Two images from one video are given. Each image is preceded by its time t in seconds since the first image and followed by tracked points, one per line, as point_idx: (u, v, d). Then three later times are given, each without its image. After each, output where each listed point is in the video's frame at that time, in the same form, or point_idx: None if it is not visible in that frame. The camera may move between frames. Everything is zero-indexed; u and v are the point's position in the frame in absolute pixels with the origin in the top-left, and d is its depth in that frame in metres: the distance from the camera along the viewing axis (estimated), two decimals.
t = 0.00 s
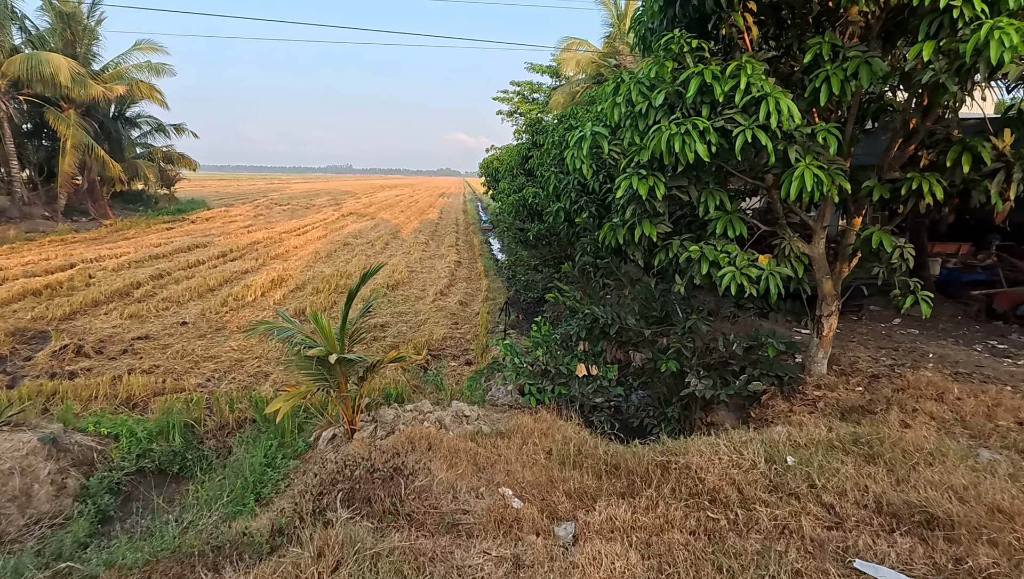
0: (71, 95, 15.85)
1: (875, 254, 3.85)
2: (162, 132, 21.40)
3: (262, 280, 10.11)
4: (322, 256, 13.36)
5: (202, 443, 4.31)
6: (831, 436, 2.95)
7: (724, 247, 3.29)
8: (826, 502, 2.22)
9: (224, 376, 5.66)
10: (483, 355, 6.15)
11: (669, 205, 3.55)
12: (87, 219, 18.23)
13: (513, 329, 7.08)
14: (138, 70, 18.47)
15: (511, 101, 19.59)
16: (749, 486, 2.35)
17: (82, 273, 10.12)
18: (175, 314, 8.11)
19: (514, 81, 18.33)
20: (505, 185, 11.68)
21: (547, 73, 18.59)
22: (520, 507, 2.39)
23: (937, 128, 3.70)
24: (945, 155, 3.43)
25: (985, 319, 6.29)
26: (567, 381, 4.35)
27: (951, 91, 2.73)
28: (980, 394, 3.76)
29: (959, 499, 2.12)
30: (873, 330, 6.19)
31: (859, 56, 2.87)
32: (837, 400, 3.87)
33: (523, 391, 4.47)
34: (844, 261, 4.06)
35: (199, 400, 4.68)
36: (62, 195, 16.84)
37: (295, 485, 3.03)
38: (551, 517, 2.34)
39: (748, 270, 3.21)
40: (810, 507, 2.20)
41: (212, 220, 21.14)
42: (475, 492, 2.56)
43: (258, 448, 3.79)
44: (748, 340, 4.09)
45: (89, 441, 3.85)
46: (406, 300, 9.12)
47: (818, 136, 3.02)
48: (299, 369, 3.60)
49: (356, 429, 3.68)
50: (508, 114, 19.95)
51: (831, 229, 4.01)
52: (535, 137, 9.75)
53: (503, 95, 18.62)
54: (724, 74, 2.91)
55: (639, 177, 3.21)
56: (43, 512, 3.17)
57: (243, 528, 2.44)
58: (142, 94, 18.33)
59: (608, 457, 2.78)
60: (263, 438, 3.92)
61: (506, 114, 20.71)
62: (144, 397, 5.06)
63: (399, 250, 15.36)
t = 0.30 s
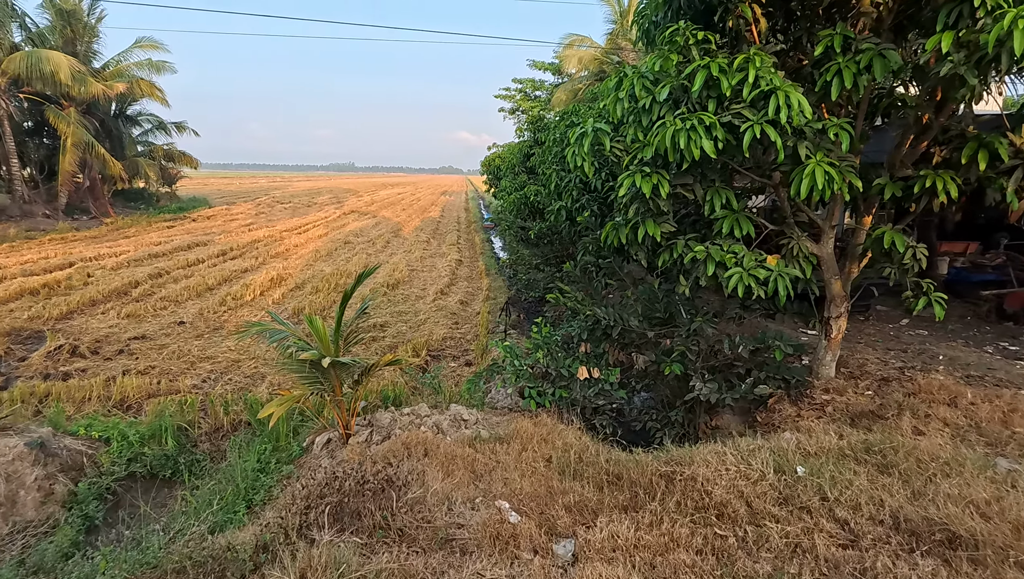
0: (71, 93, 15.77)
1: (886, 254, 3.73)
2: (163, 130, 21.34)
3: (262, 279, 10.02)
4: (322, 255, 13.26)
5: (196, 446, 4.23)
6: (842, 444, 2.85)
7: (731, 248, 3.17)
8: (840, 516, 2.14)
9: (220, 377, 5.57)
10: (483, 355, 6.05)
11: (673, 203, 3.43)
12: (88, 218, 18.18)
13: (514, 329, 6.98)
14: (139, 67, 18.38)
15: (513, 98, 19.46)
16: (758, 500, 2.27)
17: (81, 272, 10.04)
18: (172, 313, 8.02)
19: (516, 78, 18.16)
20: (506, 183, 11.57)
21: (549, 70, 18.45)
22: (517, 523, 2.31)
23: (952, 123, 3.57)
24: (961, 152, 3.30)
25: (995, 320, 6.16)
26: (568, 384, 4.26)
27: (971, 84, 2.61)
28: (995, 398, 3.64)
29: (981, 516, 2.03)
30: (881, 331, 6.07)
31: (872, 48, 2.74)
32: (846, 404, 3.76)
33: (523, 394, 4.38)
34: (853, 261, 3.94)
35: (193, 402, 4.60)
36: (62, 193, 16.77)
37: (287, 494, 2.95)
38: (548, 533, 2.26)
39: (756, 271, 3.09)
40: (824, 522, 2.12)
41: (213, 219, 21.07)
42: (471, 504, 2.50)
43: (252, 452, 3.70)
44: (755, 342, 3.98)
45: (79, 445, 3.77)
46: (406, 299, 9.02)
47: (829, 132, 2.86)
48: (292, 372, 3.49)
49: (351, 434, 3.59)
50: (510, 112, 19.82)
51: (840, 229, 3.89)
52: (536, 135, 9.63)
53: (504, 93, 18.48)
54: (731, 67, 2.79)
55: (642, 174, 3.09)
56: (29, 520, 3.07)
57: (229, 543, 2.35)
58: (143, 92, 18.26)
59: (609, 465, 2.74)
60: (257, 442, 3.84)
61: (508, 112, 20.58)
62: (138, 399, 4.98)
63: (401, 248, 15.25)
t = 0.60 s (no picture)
0: (76, 92, 15.76)
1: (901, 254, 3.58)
2: (167, 129, 21.36)
3: (263, 279, 9.95)
4: (325, 255, 13.20)
5: (190, 450, 4.14)
6: (856, 454, 2.72)
7: (739, 248, 3.04)
8: (857, 536, 2.02)
9: (217, 378, 5.48)
10: (485, 357, 5.95)
11: (679, 202, 3.30)
12: (93, 217, 18.21)
13: (517, 331, 6.87)
14: (144, 66, 18.38)
15: (518, 97, 19.36)
16: (770, 517, 2.15)
17: (82, 272, 10.01)
18: (172, 313, 7.96)
19: (521, 77, 18.08)
20: (511, 181, 11.46)
21: (554, 68, 18.34)
22: (512, 541, 2.21)
23: (970, 119, 3.43)
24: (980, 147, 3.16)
25: (1011, 322, 6.00)
26: (570, 388, 4.14)
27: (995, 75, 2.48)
28: (1014, 405, 3.50)
29: (1008, 537, 1.91)
30: (893, 333, 5.92)
31: (889, 39, 2.61)
32: (859, 411, 3.63)
33: (523, 398, 4.26)
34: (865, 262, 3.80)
35: (188, 405, 4.51)
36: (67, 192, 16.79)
37: (277, 504, 2.86)
38: (545, 552, 2.15)
39: (767, 272, 2.96)
40: (840, 542, 2.00)
41: (217, 218, 21.08)
42: (465, 519, 2.42)
43: (245, 458, 3.60)
44: (764, 346, 3.85)
45: (69, 449, 3.68)
46: (408, 300, 8.93)
47: (844, 127, 2.72)
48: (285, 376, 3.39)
49: (346, 441, 3.51)
50: (515, 111, 19.74)
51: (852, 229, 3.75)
52: (540, 134, 9.52)
53: (510, 92, 18.40)
54: (740, 60, 2.66)
55: (647, 172, 2.97)
56: (13, 527, 2.98)
57: (212, 560, 2.25)
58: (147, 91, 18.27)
59: (611, 477, 2.65)
60: (250, 447, 3.75)
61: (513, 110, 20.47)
62: (133, 401, 4.90)
63: (404, 247, 15.18)
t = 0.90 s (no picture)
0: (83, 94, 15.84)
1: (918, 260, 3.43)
2: (175, 131, 21.46)
3: (267, 281, 9.90)
4: (330, 257, 13.16)
5: (184, 458, 4.05)
6: (873, 472, 2.59)
7: (749, 254, 2.91)
8: (876, 567, 1.90)
9: (216, 383, 5.41)
10: (487, 362, 5.84)
11: (685, 205, 3.17)
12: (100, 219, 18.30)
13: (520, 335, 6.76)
14: (151, 69, 18.48)
15: (524, 98, 19.27)
16: (783, 545, 2.03)
17: (86, 274, 10.01)
18: (174, 316, 7.92)
19: (527, 78, 17.98)
20: (516, 183, 11.36)
21: (561, 69, 18.22)
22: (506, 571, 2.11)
23: (991, 118, 3.28)
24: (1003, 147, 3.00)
25: None
26: (573, 397, 4.01)
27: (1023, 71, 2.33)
28: None
29: None
30: (907, 339, 5.75)
31: (907, 34, 2.47)
32: (874, 423, 3.48)
33: (525, 407, 4.13)
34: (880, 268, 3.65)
35: (184, 412, 4.42)
36: (75, 194, 16.88)
37: (267, 520, 2.76)
38: None
39: (778, 279, 2.82)
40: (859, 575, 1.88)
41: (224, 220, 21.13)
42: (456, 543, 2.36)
43: (239, 467, 3.50)
44: (774, 354, 3.71)
45: (59, 458, 3.60)
46: (412, 303, 8.83)
47: (861, 126, 2.57)
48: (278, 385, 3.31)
49: (341, 451, 3.42)
50: (521, 112, 19.66)
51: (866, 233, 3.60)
52: (546, 135, 9.40)
53: (516, 93, 18.33)
54: (749, 56, 2.53)
55: (651, 174, 2.84)
56: None
57: None
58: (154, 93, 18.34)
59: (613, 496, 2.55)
60: (244, 457, 3.66)
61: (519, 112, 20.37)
62: (129, 407, 4.83)
63: (409, 249, 15.11)
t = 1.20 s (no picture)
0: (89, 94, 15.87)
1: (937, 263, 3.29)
2: (181, 132, 21.52)
3: (270, 282, 9.85)
4: (334, 257, 13.11)
5: (182, 463, 3.98)
6: (894, 484, 2.47)
7: (762, 257, 2.79)
8: None
9: (216, 385, 5.34)
10: (491, 364, 5.74)
11: (695, 205, 3.06)
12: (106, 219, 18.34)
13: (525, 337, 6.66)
14: (157, 69, 18.52)
15: (530, 98, 19.17)
16: (801, 568, 1.92)
17: (91, 274, 10.00)
18: (177, 316, 7.88)
19: (533, 78, 17.90)
20: (522, 183, 11.25)
21: (567, 68, 18.12)
22: None
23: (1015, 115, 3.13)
24: None
25: None
26: (578, 403, 3.90)
27: None
28: None
29: None
30: (922, 342, 5.60)
31: (931, 25, 2.34)
32: (891, 432, 3.36)
33: (530, 412, 4.03)
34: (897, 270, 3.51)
35: (182, 416, 4.35)
36: (81, 194, 16.92)
37: (264, 532, 2.69)
38: None
39: (793, 282, 2.70)
40: None
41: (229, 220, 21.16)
42: (455, 561, 2.28)
43: (236, 474, 3.42)
44: (787, 359, 3.59)
45: (54, 463, 3.53)
46: (416, 304, 8.75)
47: (880, 122, 2.44)
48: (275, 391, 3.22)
49: (339, 459, 3.35)
50: (527, 112, 19.56)
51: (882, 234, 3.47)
52: (552, 134, 9.29)
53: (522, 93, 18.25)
54: (764, 49, 2.41)
55: (660, 173, 2.73)
56: None
57: None
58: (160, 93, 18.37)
59: (620, 511, 2.47)
60: (242, 462, 3.58)
61: (525, 111, 20.27)
62: (128, 410, 4.77)
63: (414, 249, 15.04)
